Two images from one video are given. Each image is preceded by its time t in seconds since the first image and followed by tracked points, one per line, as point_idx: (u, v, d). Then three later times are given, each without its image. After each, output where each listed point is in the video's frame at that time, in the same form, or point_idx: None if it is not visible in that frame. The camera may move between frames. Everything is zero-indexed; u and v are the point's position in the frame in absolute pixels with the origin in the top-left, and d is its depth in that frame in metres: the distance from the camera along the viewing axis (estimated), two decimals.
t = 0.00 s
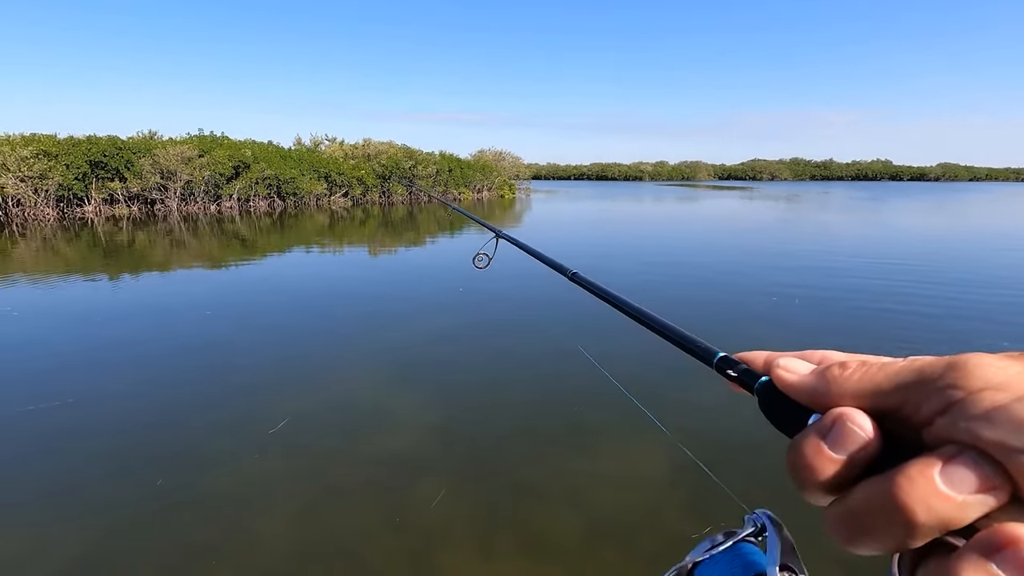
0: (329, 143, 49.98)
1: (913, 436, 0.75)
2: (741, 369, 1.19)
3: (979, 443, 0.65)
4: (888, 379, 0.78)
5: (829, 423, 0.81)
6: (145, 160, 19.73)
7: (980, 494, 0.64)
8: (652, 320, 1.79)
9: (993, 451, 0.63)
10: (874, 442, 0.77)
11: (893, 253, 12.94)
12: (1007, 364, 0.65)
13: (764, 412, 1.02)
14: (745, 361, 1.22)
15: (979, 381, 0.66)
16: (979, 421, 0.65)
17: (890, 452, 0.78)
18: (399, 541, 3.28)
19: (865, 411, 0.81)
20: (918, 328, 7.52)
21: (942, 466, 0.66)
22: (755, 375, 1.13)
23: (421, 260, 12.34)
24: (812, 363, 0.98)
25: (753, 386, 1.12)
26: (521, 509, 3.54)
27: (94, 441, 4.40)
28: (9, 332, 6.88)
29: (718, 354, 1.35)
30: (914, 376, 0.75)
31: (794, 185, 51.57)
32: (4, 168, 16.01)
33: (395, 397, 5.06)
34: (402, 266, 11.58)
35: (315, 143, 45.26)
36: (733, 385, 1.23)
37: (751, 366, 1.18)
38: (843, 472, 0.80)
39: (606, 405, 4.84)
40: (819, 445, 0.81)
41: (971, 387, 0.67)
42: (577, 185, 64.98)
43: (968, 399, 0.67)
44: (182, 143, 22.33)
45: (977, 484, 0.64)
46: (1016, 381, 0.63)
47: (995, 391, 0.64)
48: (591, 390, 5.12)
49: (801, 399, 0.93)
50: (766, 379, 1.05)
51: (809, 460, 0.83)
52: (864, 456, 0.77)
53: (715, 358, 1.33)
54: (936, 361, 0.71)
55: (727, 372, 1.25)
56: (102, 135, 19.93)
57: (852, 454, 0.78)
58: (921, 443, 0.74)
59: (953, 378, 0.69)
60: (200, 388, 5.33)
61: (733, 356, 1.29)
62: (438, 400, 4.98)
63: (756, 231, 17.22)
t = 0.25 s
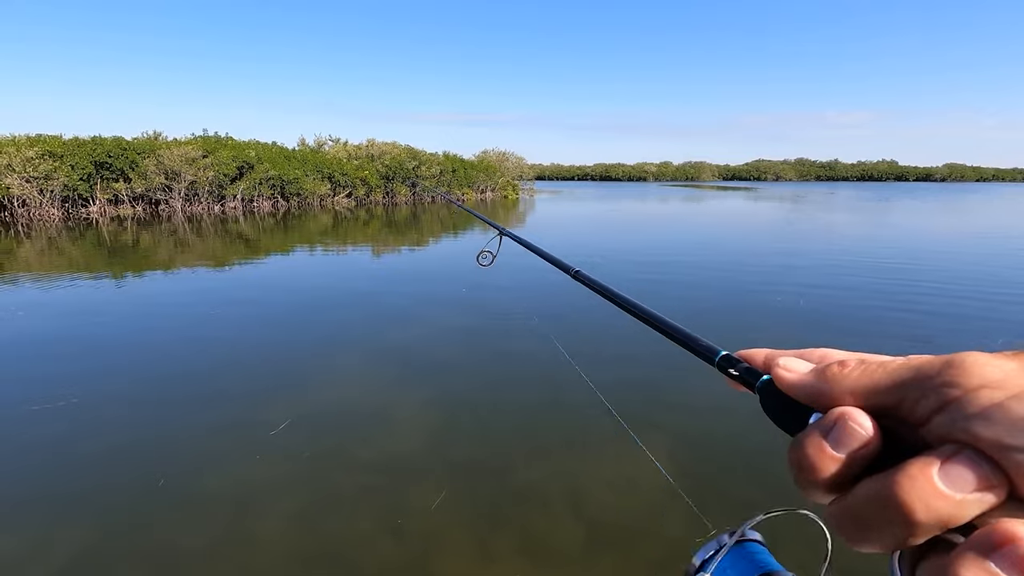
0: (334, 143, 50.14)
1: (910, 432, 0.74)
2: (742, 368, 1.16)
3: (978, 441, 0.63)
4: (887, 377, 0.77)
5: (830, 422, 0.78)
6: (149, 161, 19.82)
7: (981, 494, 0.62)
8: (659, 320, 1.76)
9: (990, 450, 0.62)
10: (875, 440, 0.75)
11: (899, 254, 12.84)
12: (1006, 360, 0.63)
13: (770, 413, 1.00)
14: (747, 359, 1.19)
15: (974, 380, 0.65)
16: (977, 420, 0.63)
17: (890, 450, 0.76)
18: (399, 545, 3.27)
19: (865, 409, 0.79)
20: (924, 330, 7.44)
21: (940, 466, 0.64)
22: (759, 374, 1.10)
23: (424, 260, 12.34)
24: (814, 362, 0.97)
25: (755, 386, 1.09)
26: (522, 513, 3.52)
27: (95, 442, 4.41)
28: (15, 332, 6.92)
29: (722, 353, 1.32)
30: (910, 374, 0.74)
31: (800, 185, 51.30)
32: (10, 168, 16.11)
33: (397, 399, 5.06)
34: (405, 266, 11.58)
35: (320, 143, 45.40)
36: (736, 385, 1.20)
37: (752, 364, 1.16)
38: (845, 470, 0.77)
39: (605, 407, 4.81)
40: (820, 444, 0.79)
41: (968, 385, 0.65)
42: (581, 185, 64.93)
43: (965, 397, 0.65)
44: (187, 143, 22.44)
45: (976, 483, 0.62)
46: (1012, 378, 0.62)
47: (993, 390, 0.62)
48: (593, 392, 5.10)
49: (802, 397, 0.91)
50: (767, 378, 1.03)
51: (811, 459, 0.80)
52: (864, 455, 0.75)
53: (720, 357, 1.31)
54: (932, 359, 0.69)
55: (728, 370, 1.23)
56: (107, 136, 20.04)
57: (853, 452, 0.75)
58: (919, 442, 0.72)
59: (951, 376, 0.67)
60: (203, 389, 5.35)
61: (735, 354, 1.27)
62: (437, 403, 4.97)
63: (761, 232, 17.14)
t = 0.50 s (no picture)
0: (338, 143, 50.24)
1: (880, 437, 0.67)
2: (745, 374, 1.17)
3: (934, 446, 0.57)
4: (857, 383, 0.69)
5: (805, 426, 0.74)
6: (154, 161, 19.89)
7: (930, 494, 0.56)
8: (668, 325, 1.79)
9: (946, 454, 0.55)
10: (849, 443, 0.70)
11: (905, 255, 12.71)
12: (964, 364, 0.56)
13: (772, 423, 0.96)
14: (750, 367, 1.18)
15: (934, 387, 0.58)
16: (933, 426, 0.57)
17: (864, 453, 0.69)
18: (398, 546, 3.26)
19: (839, 416, 0.72)
20: (929, 332, 7.35)
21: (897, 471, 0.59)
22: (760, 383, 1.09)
23: (426, 260, 12.31)
24: (804, 369, 0.88)
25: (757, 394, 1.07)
26: (522, 515, 3.50)
27: (91, 443, 4.40)
28: (16, 332, 6.96)
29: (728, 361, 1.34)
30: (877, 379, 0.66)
31: (805, 186, 51.05)
32: (15, 168, 16.21)
33: (396, 401, 5.04)
34: (407, 266, 11.54)
35: (324, 143, 45.52)
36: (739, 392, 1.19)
37: (755, 372, 1.14)
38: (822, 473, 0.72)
39: (605, 410, 4.76)
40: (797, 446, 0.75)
41: (925, 391, 0.58)
42: (584, 185, 64.82)
43: (921, 403, 0.58)
44: (192, 143, 22.52)
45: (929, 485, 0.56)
46: (971, 384, 0.54)
47: (948, 396, 0.56)
48: (591, 395, 5.05)
49: (791, 406, 0.84)
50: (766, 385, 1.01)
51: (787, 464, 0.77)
52: (840, 457, 0.70)
53: (726, 365, 1.33)
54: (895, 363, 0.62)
55: (733, 377, 1.24)
56: (112, 136, 20.13)
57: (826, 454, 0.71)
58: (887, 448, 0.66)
59: (910, 383, 0.61)
60: (201, 390, 5.34)
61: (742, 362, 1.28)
62: (435, 406, 4.93)
63: (765, 232, 17.01)
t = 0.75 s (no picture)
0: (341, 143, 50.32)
1: (864, 466, 0.71)
2: (718, 406, 1.23)
3: (925, 474, 0.61)
4: (843, 414, 0.74)
5: (791, 458, 0.77)
6: (156, 160, 19.96)
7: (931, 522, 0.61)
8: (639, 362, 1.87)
9: (936, 479, 0.60)
10: (835, 474, 0.72)
11: (908, 255, 12.63)
12: (946, 392, 0.62)
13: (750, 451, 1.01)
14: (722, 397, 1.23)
15: (920, 413, 0.63)
16: (923, 452, 0.61)
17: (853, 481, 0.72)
18: (399, 545, 3.27)
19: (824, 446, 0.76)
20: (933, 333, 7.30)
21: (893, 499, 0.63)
22: (731, 411, 1.14)
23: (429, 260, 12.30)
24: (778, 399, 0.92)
25: (731, 422, 1.13)
26: (523, 515, 3.51)
27: (94, 442, 4.41)
28: (20, 331, 6.99)
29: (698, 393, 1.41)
30: (863, 408, 0.72)
31: (809, 185, 50.80)
32: (18, 168, 16.29)
33: (397, 401, 5.05)
34: (409, 266, 11.54)
35: (327, 143, 45.66)
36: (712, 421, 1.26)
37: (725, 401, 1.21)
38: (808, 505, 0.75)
39: (603, 411, 4.75)
40: (786, 481, 0.77)
41: (914, 419, 0.63)
42: (587, 185, 64.73)
43: (913, 430, 0.63)
44: (194, 142, 22.59)
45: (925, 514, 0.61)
46: (956, 410, 0.60)
47: (937, 422, 0.61)
48: (592, 395, 5.05)
49: (772, 437, 0.88)
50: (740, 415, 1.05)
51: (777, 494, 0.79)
52: (824, 492, 0.73)
53: (695, 396, 1.41)
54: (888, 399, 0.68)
55: (705, 409, 1.30)
56: (115, 135, 20.21)
57: (813, 488, 0.73)
58: (874, 474, 0.70)
59: (901, 412, 0.66)
60: (203, 389, 5.36)
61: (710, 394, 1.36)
62: (435, 407, 4.92)
63: (769, 232, 16.93)
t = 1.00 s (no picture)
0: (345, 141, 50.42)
1: (867, 495, 0.74)
2: (684, 427, 1.22)
3: (940, 509, 0.65)
4: (842, 442, 0.76)
5: (788, 496, 0.78)
6: (159, 158, 20.02)
7: (956, 560, 0.64)
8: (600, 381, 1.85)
9: (953, 516, 0.64)
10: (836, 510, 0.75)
11: (914, 254, 12.56)
12: (949, 419, 0.66)
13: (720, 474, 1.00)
14: (689, 417, 1.23)
15: (927, 441, 0.66)
16: (938, 487, 0.65)
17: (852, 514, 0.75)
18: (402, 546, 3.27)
19: (824, 477, 0.78)
20: (939, 332, 7.26)
21: (908, 535, 0.66)
22: (703, 434, 1.14)
23: (432, 259, 12.28)
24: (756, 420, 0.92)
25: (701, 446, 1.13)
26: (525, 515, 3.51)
27: (96, 441, 4.42)
28: (25, 329, 7.02)
29: (661, 413, 1.40)
30: (864, 437, 0.74)
31: (814, 184, 50.58)
32: (22, 166, 16.36)
33: (398, 399, 5.05)
34: (412, 265, 11.51)
35: (330, 141, 45.72)
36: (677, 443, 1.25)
37: (693, 421, 1.21)
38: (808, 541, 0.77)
39: (606, 413, 4.71)
40: (780, 519, 0.78)
41: (921, 448, 0.66)
42: (591, 184, 64.50)
43: (921, 460, 0.67)
44: (197, 140, 22.64)
45: (949, 552, 0.64)
46: (962, 438, 0.64)
47: (948, 451, 0.64)
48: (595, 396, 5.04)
49: (757, 467, 0.88)
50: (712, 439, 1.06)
51: (768, 533, 0.79)
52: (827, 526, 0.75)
53: (659, 415, 1.40)
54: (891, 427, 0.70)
55: (668, 430, 1.29)
56: (119, 134, 20.29)
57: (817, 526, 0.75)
58: (875, 503, 0.73)
59: (904, 439, 0.68)
60: (206, 388, 5.38)
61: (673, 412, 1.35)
62: (437, 407, 4.89)
63: (774, 231, 16.81)
